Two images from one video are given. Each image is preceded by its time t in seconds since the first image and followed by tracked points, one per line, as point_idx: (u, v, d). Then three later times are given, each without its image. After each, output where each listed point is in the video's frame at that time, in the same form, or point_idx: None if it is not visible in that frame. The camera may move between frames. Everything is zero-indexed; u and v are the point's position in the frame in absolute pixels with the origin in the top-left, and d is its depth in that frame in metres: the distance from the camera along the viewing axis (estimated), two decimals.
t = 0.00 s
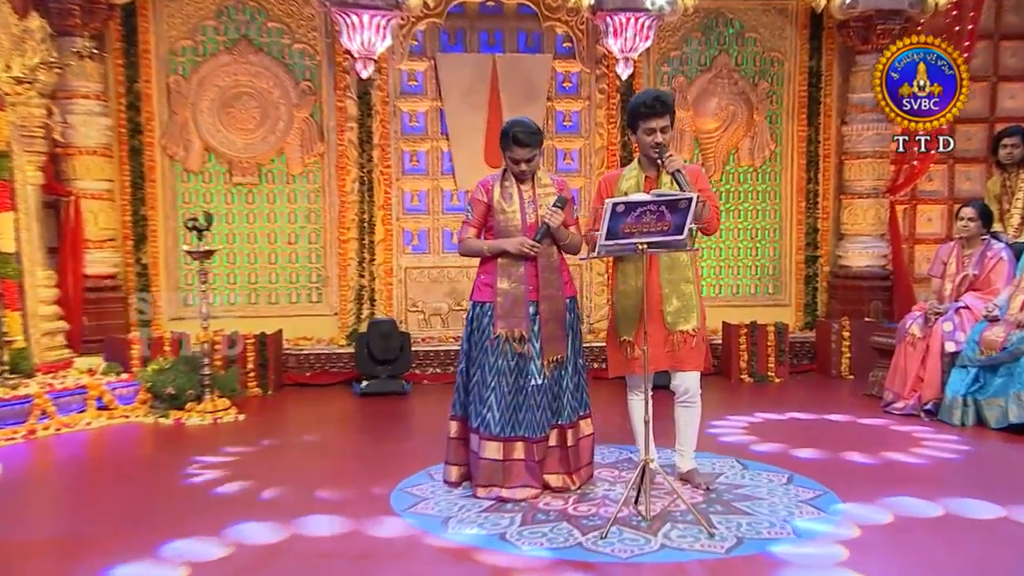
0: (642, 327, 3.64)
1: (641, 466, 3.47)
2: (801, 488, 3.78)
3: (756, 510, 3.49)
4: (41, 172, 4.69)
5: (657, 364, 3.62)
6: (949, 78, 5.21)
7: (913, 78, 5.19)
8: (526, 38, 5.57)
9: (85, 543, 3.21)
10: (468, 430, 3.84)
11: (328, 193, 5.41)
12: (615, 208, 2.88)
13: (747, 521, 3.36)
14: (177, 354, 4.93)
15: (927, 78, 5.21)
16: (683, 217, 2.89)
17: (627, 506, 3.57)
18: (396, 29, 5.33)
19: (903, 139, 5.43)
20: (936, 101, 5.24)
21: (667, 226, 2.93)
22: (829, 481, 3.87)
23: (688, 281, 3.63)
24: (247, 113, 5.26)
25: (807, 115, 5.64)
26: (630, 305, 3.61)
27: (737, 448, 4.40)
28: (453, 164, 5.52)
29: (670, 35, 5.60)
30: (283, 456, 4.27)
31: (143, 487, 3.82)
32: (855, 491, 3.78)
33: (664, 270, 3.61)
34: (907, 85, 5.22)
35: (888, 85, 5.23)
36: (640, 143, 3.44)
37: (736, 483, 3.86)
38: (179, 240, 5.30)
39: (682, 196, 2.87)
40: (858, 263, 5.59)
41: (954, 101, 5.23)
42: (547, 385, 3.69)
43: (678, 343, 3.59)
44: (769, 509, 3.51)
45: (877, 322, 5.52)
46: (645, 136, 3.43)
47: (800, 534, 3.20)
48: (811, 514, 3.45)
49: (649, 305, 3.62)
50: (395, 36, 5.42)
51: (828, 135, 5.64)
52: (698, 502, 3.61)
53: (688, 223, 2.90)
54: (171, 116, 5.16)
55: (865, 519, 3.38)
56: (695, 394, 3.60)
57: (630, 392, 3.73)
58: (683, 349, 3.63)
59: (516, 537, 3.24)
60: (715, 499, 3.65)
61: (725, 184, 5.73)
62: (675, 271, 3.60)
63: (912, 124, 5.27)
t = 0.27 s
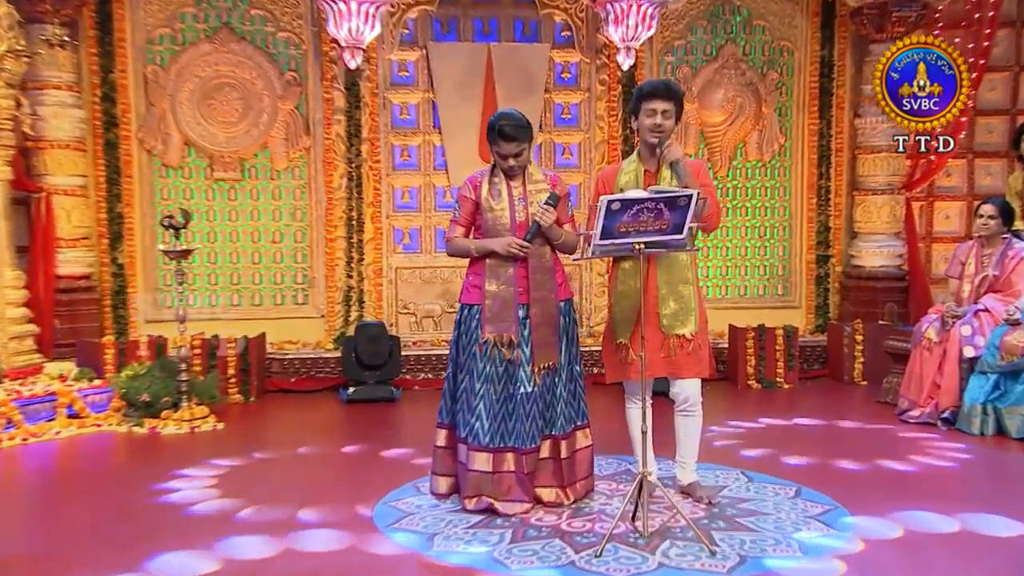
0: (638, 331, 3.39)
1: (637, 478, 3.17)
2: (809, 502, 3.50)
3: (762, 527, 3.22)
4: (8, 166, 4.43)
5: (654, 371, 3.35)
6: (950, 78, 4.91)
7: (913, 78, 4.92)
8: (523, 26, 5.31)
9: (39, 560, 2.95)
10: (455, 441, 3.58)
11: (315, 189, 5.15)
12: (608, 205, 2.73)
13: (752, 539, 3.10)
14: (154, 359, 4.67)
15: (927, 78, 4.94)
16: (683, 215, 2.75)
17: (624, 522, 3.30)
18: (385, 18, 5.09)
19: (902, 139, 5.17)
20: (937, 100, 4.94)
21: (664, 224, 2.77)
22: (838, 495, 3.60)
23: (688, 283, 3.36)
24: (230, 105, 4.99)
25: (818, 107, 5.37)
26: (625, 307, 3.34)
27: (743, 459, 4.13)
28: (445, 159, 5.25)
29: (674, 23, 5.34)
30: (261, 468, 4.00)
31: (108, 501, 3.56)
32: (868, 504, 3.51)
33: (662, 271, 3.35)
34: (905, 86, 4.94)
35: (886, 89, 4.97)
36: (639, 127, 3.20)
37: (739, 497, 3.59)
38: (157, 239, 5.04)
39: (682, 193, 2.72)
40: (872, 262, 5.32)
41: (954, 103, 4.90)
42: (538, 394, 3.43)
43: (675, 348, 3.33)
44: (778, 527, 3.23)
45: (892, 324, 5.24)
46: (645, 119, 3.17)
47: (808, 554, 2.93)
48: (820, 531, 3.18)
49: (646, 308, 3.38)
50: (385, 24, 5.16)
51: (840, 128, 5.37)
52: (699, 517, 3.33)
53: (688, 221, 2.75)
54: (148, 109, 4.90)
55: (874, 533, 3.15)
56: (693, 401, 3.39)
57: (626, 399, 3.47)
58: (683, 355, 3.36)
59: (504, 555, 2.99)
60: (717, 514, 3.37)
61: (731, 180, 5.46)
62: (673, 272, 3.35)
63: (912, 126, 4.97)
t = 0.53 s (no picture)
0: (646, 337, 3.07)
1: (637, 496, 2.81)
2: (823, 521, 3.19)
3: (773, 549, 2.91)
4: None
5: (664, 379, 3.05)
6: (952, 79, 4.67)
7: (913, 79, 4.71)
8: (524, 12, 5.00)
9: None
10: (445, 456, 3.28)
11: (302, 185, 4.85)
12: (607, 204, 2.51)
13: (763, 562, 2.80)
14: (129, 366, 4.39)
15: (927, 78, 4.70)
16: (686, 213, 2.57)
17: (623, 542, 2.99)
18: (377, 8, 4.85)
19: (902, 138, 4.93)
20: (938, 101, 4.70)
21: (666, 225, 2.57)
22: (856, 513, 3.28)
23: (700, 284, 3.06)
24: (212, 96, 4.70)
25: (838, 98, 5.05)
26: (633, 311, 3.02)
27: (757, 472, 3.82)
28: (441, 153, 4.96)
29: (683, 9, 5.03)
30: (236, 483, 3.71)
31: (66, 519, 3.27)
32: (890, 523, 3.20)
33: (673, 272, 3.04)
34: (904, 87, 4.74)
35: (883, 88, 4.75)
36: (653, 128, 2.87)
37: (748, 514, 3.28)
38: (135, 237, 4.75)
39: (686, 191, 2.53)
40: (894, 263, 5.00)
41: (953, 103, 4.67)
42: (534, 405, 3.13)
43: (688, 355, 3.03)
44: (790, 549, 2.91)
45: (915, 329, 4.90)
46: (661, 121, 2.84)
47: None
48: (837, 553, 2.88)
49: (655, 312, 3.06)
50: (376, 10, 4.87)
51: (861, 120, 5.05)
52: (704, 538, 3.01)
53: (692, 220, 2.57)
54: (125, 100, 4.61)
55: (892, 554, 2.87)
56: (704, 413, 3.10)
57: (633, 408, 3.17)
58: (695, 363, 3.06)
59: None
60: (724, 534, 3.05)
61: (744, 176, 5.15)
62: (685, 274, 3.05)
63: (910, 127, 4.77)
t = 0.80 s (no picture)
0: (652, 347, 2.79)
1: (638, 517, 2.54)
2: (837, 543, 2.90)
3: None
4: None
5: (672, 392, 2.76)
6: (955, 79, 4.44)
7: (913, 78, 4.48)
8: None
9: None
10: (431, 477, 2.97)
11: (289, 183, 4.58)
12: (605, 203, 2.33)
13: None
14: (103, 375, 4.12)
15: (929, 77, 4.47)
16: (688, 215, 2.43)
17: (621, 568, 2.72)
18: None
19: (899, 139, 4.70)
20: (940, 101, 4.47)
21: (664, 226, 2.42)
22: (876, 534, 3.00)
23: (711, 288, 2.77)
24: (194, 89, 4.43)
25: (857, 91, 4.75)
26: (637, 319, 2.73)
27: (771, 491, 3.52)
28: (436, 149, 4.68)
29: None
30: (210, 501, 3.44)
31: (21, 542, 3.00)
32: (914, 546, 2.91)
33: (681, 275, 2.76)
34: (906, 85, 4.51)
35: (886, 87, 4.53)
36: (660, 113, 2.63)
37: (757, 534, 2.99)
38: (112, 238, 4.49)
39: (689, 191, 2.40)
40: (918, 266, 4.71)
41: (955, 101, 4.46)
42: (530, 419, 2.83)
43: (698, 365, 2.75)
44: None
45: (939, 336, 4.59)
46: (667, 105, 2.61)
47: None
48: None
49: (661, 319, 2.78)
50: None
51: (883, 114, 4.75)
52: (709, 563, 2.72)
53: (693, 222, 2.44)
54: (101, 93, 4.35)
55: None
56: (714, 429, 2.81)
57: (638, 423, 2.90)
58: (707, 374, 2.77)
59: None
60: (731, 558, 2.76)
61: (758, 173, 4.85)
62: (694, 276, 2.76)
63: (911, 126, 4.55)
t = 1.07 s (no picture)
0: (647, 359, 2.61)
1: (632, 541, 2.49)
2: None
3: None
4: None
5: (668, 408, 2.58)
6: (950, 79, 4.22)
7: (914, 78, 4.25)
8: None
9: None
10: (412, 501, 2.70)
11: (271, 188, 4.35)
12: (592, 211, 2.23)
13: None
14: (70, 392, 3.89)
15: (927, 77, 4.25)
16: (683, 223, 2.30)
17: None
18: None
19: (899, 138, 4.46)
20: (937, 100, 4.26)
21: (658, 235, 2.32)
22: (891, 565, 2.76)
23: (710, 297, 2.60)
24: (170, 89, 4.20)
25: (869, 92, 4.53)
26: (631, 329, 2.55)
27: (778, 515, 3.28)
28: (425, 152, 4.46)
29: None
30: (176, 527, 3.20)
31: None
32: None
33: (677, 283, 2.58)
34: (905, 86, 4.27)
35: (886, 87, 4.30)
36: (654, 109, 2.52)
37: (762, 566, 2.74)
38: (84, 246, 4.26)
39: (683, 197, 2.27)
40: (933, 276, 4.47)
41: (956, 102, 4.23)
42: (518, 438, 2.59)
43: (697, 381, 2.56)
44: None
45: (954, 351, 4.34)
46: (663, 99, 2.49)
47: None
48: None
49: (657, 330, 2.60)
50: None
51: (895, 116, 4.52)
52: None
53: (690, 230, 2.31)
54: (71, 93, 4.13)
55: None
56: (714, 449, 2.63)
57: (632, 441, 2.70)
58: (705, 389, 2.59)
59: None
60: None
61: (764, 178, 4.62)
62: (690, 285, 2.59)
63: (913, 126, 4.31)
